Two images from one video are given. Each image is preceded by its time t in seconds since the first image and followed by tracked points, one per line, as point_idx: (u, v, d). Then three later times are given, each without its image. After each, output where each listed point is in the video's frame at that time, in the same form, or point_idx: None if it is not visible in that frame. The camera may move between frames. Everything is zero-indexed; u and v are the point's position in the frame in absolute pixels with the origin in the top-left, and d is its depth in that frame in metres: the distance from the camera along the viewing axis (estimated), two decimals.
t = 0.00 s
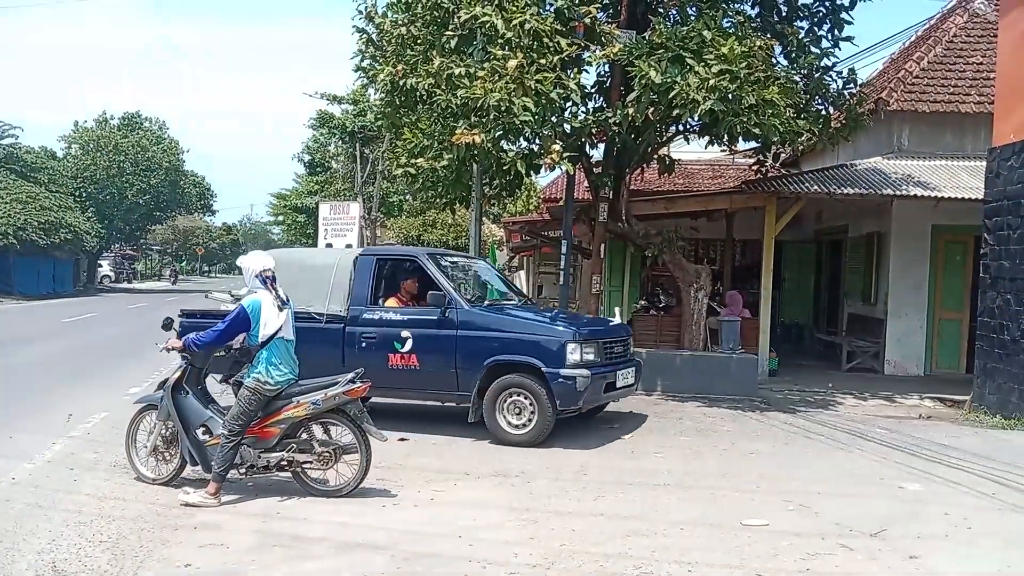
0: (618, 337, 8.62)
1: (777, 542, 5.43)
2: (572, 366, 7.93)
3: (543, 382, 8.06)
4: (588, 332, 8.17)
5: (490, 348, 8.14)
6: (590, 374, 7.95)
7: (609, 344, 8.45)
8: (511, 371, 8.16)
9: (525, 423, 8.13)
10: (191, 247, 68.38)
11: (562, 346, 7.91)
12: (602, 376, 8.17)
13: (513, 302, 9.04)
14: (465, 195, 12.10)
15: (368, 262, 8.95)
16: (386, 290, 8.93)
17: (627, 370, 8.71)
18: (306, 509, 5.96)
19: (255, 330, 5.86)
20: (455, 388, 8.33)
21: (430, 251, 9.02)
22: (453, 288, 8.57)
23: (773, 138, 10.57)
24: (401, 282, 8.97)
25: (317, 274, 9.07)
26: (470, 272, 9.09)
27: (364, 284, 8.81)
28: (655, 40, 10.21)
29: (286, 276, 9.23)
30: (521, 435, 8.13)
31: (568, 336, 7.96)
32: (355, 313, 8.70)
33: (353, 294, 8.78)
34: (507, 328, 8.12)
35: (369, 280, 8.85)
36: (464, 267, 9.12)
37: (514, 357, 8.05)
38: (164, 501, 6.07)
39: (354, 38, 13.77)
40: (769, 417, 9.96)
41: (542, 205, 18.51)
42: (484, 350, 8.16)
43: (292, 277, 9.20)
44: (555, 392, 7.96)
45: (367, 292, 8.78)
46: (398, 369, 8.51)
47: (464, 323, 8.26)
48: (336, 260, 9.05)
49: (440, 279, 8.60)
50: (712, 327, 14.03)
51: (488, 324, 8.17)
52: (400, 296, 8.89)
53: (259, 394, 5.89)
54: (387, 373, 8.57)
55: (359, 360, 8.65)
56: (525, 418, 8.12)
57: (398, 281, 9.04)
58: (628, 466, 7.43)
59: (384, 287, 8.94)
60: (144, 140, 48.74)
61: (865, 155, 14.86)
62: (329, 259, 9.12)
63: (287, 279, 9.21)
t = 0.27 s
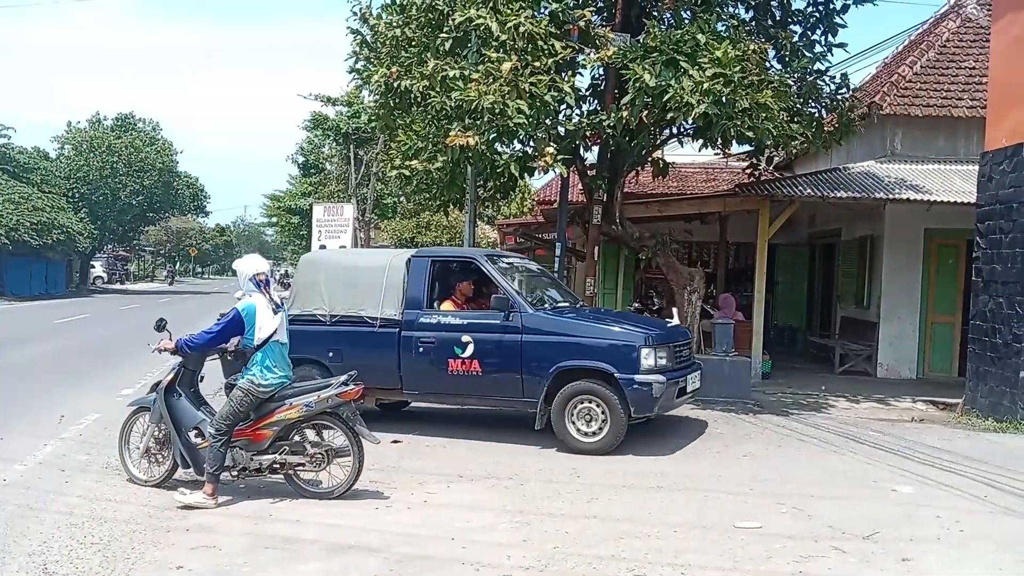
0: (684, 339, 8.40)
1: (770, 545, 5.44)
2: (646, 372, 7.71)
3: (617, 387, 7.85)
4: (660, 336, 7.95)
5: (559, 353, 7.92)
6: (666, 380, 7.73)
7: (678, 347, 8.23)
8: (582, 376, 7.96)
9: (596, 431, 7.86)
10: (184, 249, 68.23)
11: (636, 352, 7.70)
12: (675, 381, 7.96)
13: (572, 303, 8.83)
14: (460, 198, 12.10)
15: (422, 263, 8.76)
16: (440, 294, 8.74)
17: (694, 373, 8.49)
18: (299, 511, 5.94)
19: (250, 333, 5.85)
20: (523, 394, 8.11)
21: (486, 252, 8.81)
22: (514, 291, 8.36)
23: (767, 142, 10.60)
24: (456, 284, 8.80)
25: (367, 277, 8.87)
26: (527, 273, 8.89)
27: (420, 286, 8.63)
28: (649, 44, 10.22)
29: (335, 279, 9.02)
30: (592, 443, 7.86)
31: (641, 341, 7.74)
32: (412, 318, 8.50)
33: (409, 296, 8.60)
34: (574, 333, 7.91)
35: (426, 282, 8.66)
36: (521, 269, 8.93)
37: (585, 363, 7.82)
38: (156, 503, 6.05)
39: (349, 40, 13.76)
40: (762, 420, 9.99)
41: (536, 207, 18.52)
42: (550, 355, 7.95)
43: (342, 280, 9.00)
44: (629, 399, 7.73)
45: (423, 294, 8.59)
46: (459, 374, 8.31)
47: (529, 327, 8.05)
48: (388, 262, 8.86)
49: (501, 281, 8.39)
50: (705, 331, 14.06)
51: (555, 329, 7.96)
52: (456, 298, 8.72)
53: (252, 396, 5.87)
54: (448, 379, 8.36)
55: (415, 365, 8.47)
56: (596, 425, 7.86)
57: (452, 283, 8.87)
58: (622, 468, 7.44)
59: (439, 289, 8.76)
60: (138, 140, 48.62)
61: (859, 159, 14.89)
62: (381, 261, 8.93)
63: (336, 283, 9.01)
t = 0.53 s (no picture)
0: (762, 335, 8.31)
1: (773, 544, 5.44)
2: (735, 371, 7.61)
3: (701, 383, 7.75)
4: (744, 333, 7.85)
5: (642, 353, 7.79)
6: (755, 379, 7.64)
7: (760, 344, 8.13)
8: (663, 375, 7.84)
9: (681, 433, 7.78)
10: (187, 250, 68.31)
11: (725, 350, 7.59)
12: (762, 380, 7.87)
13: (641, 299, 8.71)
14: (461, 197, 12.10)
15: (488, 262, 8.63)
16: (507, 293, 8.60)
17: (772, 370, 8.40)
18: (302, 511, 5.95)
19: (253, 333, 5.86)
20: (603, 395, 7.98)
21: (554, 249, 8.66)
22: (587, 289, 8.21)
23: (769, 140, 10.58)
24: (523, 282, 8.66)
25: (432, 277, 8.75)
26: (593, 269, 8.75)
27: (487, 286, 8.50)
28: (651, 42, 10.22)
29: (398, 280, 8.89)
30: (678, 445, 7.77)
31: (729, 339, 7.64)
32: (481, 318, 8.34)
33: (476, 296, 8.49)
34: (657, 332, 7.76)
35: (493, 281, 8.53)
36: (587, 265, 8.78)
37: (671, 362, 7.70)
38: (160, 504, 6.06)
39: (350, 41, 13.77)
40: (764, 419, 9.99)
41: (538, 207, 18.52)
42: (631, 356, 7.81)
43: (405, 281, 8.87)
44: (717, 399, 7.64)
45: (491, 295, 8.46)
46: (532, 376, 8.16)
47: (609, 327, 7.90)
48: (453, 262, 8.76)
49: (573, 279, 8.24)
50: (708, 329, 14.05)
51: (638, 327, 7.83)
52: (524, 297, 8.60)
53: (256, 397, 5.87)
54: (522, 381, 8.21)
55: (483, 367, 8.34)
56: (681, 427, 7.77)
57: (517, 282, 8.72)
58: (625, 467, 7.43)
59: (506, 288, 8.62)
60: (140, 142, 48.67)
61: (861, 157, 14.88)
62: (445, 262, 8.82)
63: (399, 283, 8.88)
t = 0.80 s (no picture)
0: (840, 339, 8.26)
1: (774, 546, 5.44)
2: (827, 376, 7.53)
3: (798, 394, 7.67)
4: (831, 336, 7.77)
5: (729, 356, 7.67)
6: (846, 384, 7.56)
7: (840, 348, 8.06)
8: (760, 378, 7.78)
9: (769, 439, 7.67)
10: (187, 254, 68.36)
11: (816, 354, 7.51)
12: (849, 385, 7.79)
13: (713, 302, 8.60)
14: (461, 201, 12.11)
15: (559, 264, 8.41)
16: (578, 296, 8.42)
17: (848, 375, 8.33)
18: (303, 516, 5.95)
19: (259, 338, 5.85)
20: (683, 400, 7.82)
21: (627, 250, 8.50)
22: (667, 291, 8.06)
23: (768, 142, 10.59)
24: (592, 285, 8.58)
25: (500, 279, 8.50)
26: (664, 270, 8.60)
27: (558, 288, 8.30)
28: (650, 45, 10.23)
29: (463, 282, 8.64)
30: (764, 450, 7.68)
31: (820, 343, 7.56)
32: (555, 320, 8.15)
33: (548, 298, 8.26)
34: (741, 335, 7.66)
35: (565, 282, 8.32)
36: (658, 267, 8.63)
37: (759, 366, 7.58)
38: (161, 509, 6.06)
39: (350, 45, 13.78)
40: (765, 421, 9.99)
41: (539, 210, 18.53)
42: (715, 360, 7.69)
43: (472, 283, 8.62)
44: (810, 405, 7.54)
45: (564, 297, 8.25)
46: (608, 380, 7.96)
47: (691, 330, 7.77)
48: (520, 263, 8.50)
49: (652, 280, 8.09)
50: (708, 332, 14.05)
51: (724, 331, 7.70)
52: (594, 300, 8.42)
53: (258, 401, 5.89)
54: (597, 386, 8.02)
55: (557, 371, 8.12)
56: (767, 432, 7.67)
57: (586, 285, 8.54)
58: (626, 470, 7.43)
59: (576, 291, 8.49)
60: (141, 146, 48.72)
61: (861, 159, 14.90)
62: (514, 262, 8.56)
63: (465, 284, 8.63)
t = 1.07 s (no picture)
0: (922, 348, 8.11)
1: (775, 552, 5.42)
2: (918, 386, 7.37)
3: (891, 407, 7.49)
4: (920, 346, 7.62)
5: (816, 365, 7.50)
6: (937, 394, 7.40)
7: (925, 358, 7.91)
8: (851, 389, 7.61)
9: (856, 449, 7.49)
10: (188, 256, 68.37)
11: (909, 363, 7.36)
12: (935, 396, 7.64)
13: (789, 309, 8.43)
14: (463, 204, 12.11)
15: (634, 267, 8.19)
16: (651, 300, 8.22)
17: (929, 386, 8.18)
18: (304, 519, 5.94)
19: (275, 342, 5.86)
20: (766, 410, 7.64)
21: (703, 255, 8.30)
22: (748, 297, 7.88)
23: (770, 147, 10.58)
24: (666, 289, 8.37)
25: (571, 282, 8.35)
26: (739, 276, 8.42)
27: (634, 292, 8.06)
28: (651, 49, 10.23)
29: (533, 285, 8.49)
30: (849, 460, 7.51)
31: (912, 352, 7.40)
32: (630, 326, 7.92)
33: (622, 303, 8.06)
34: (829, 343, 7.49)
35: (641, 286, 8.09)
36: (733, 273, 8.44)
37: (849, 375, 7.42)
38: (161, 512, 6.05)
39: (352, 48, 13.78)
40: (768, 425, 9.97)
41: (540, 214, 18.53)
42: (803, 369, 7.51)
43: (541, 285, 8.47)
44: (902, 416, 7.37)
45: (639, 302, 8.02)
46: (688, 388, 7.76)
47: (777, 337, 7.58)
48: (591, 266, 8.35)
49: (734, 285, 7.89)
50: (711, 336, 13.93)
51: (812, 338, 7.52)
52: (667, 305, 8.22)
53: (259, 406, 5.89)
54: (675, 394, 7.82)
55: (634, 378, 7.88)
56: (854, 442, 7.50)
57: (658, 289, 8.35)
58: (628, 475, 7.42)
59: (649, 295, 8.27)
60: (142, 149, 48.74)
61: (863, 164, 14.89)
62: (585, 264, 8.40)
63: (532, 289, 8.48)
